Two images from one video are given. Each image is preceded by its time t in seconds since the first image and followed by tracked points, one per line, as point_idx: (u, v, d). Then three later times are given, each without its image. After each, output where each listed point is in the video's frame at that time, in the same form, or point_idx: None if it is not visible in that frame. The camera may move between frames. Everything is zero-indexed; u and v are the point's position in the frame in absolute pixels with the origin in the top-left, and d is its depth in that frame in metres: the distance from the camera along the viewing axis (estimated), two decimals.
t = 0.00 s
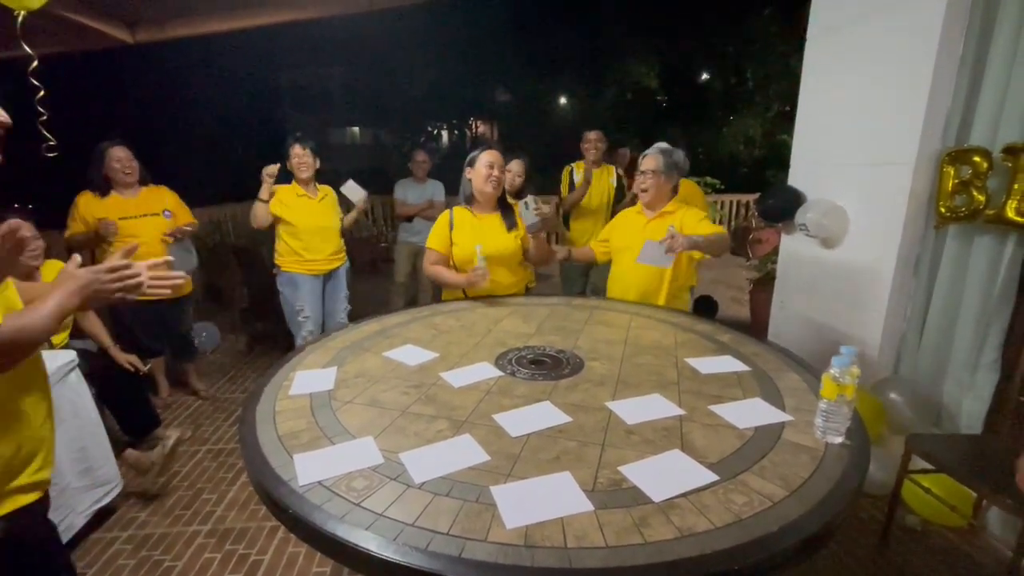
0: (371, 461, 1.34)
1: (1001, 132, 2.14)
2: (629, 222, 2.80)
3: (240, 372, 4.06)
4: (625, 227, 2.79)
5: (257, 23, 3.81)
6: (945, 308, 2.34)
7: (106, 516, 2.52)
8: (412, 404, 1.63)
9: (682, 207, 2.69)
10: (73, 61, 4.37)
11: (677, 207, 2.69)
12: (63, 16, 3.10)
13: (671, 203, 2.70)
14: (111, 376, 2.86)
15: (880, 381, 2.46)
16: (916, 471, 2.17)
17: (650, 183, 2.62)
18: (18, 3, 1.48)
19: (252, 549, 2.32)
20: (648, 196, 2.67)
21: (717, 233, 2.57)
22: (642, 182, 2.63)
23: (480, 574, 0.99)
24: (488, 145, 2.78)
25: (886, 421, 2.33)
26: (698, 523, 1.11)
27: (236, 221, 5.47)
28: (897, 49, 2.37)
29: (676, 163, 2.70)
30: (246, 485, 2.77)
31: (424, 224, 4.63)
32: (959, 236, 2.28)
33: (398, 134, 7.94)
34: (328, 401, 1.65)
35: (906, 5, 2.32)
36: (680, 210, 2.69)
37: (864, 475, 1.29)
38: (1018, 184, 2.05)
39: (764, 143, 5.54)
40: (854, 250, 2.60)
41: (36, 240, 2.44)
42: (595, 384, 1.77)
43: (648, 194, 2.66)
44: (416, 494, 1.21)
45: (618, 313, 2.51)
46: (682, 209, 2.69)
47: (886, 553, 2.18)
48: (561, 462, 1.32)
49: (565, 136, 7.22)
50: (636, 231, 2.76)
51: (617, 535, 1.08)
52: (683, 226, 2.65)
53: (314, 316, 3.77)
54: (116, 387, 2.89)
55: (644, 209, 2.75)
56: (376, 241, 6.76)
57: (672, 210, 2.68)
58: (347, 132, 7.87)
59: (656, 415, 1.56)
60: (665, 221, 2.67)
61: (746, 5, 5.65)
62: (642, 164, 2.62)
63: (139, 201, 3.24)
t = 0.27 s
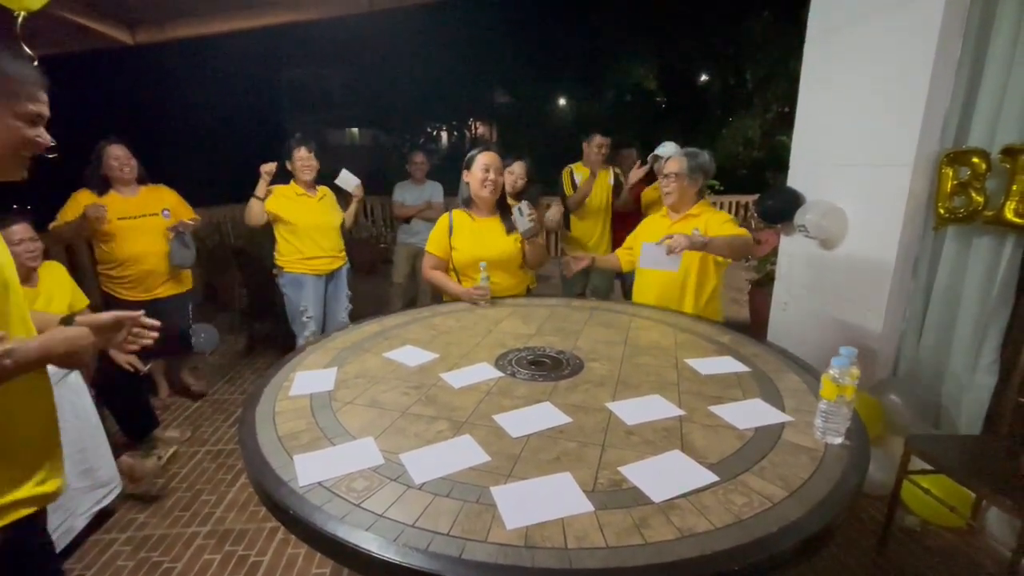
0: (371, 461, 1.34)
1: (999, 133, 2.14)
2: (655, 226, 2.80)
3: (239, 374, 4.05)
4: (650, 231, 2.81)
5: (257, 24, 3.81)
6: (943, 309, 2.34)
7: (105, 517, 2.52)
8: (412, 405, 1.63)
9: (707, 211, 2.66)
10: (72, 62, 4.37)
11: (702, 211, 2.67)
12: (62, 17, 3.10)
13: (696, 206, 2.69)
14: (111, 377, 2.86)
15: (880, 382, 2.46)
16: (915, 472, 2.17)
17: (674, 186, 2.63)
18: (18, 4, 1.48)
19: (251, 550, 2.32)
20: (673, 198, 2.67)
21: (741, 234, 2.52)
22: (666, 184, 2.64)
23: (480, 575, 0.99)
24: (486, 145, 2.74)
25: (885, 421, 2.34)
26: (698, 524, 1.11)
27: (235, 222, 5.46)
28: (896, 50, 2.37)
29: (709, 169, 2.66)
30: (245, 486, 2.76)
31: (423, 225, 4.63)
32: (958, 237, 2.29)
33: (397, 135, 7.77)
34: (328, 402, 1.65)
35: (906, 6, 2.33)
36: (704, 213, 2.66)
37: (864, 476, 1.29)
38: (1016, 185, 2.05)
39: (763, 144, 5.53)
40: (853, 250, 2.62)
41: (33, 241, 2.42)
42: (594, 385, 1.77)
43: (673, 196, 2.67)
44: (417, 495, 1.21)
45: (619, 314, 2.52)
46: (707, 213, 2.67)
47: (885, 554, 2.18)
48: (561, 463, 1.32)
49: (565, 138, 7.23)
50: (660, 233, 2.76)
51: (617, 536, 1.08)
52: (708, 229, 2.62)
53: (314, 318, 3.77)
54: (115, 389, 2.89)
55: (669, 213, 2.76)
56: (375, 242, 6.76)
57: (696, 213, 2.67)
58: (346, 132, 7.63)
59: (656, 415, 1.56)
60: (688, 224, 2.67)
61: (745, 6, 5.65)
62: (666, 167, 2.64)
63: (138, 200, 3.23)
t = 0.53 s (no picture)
0: (371, 460, 1.34)
1: (997, 134, 2.15)
2: (671, 226, 2.81)
3: (239, 373, 4.05)
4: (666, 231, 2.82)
5: (256, 24, 3.81)
6: (941, 308, 2.35)
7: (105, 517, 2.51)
8: (412, 404, 1.63)
9: (720, 212, 2.62)
10: (71, 62, 4.37)
11: (713, 212, 2.65)
12: (61, 17, 3.10)
13: (709, 207, 2.67)
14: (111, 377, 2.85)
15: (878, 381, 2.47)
16: (914, 471, 2.17)
17: (688, 184, 2.63)
18: (17, 4, 1.47)
19: (250, 549, 2.32)
20: (687, 197, 2.67)
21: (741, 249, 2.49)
22: (681, 183, 2.64)
23: (480, 573, 0.99)
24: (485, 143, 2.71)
25: (883, 420, 2.35)
26: (698, 522, 1.12)
27: (235, 222, 5.46)
28: (895, 50, 2.38)
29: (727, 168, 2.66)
30: (245, 485, 2.76)
31: (416, 225, 4.65)
32: (955, 237, 2.30)
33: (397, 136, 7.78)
34: (328, 401, 1.65)
35: (904, 6, 2.33)
36: (716, 214, 2.63)
37: (863, 474, 1.30)
38: (1013, 185, 2.06)
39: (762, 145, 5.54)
40: (851, 251, 2.61)
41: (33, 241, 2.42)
42: (594, 383, 1.77)
43: (687, 196, 2.67)
44: (416, 493, 1.21)
45: (618, 314, 2.52)
46: (717, 214, 2.64)
47: (885, 553, 2.19)
48: (561, 461, 1.33)
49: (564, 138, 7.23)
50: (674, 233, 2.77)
51: (616, 534, 1.08)
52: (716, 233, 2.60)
53: (316, 318, 3.77)
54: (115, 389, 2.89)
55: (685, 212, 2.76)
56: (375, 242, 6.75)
57: (706, 214, 2.65)
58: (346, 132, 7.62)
59: (655, 414, 1.57)
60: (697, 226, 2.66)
61: (745, 6, 5.65)
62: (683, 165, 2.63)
63: (140, 202, 3.23)
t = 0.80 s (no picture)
0: (370, 460, 1.34)
1: (994, 134, 2.16)
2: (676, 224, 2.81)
3: (237, 374, 4.06)
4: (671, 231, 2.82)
5: (255, 24, 3.82)
6: (939, 309, 2.36)
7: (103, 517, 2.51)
8: (411, 403, 1.64)
9: (719, 215, 2.59)
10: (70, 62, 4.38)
11: (712, 215, 2.61)
12: (61, 18, 3.11)
13: (710, 208, 2.65)
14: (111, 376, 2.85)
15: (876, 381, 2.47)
16: (911, 471, 2.18)
17: (690, 186, 2.63)
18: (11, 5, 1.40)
19: (249, 550, 2.32)
20: (690, 198, 2.67)
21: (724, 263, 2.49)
22: (683, 185, 2.65)
23: (480, 572, 1.00)
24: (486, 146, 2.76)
25: (880, 420, 2.36)
26: (695, 520, 1.12)
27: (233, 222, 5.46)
28: (893, 50, 2.39)
29: (730, 164, 2.66)
30: (243, 486, 2.77)
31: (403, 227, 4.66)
32: (952, 237, 2.30)
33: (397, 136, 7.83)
34: (327, 401, 1.65)
35: (902, 7, 2.35)
36: (715, 217, 2.60)
37: (860, 472, 1.30)
38: (1010, 186, 2.05)
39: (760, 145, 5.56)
40: (849, 251, 2.62)
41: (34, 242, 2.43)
42: (592, 383, 1.78)
43: (689, 197, 2.67)
44: (415, 492, 1.22)
45: (617, 314, 2.52)
46: (716, 218, 2.60)
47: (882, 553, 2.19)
48: (559, 460, 1.33)
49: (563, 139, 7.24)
50: (677, 231, 2.77)
51: (614, 532, 1.08)
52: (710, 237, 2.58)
53: (311, 319, 3.79)
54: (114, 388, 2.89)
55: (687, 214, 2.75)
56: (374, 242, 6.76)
57: (705, 218, 2.63)
58: (344, 133, 7.66)
59: (653, 413, 1.57)
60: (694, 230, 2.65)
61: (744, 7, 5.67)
62: (685, 166, 2.63)
63: (140, 207, 3.22)
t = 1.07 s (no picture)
0: (371, 459, 1.35)
1: (993, 134, 2.16)
2: (672, 223, 2.82)
3: (238, 374, 4.06)
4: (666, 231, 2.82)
5: (256, 25, 3.82)
6: (939, 309, 2.36)
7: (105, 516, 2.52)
8: (411, 403, 1.64)
9: (710, 215, 2.60)
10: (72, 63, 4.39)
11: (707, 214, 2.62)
12: (62, 19, 3.12)
13: (703, 208, 2.66)
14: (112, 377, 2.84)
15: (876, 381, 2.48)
16: (911, 471, 2.18)
17: (682, 186, 2.66)
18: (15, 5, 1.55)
19: (250, 550, 2.33)
20: (682, 197, 2.69)
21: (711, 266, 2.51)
22: (676, 185, 2.67)
23: (480, 570, 1.00)
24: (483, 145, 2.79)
25: (880, 421, 2.36)
26: (695, 519, 1.13)
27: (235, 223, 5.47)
28: (893, 50, 2.39)
29: (721, 164, 2.66)
30: (244, 486, 2.77)
31: (390, 228, 4.66)
32: (952, 237, 2.30)
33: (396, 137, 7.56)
34: (328, 400, 1.66)
35: (902, 7, 2.35)
36: (706, 217, 2.61)
37: (859, 471, 1.31)
38: (1009, 186, 2.05)
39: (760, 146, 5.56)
40: (849, 251, 2.63)
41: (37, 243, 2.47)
42: (593, 383, 1.78)
43: (682, 196, 2.69)
44: (415, 491, 1.22)
45: (617, 314, 2.53)
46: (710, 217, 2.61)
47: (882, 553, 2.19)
48: (560, 460, 1.33)
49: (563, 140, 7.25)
50: (672, 229, 2.79)
51: (614, 531, 1.09)
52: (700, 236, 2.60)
53: (305, 319, 3.79)
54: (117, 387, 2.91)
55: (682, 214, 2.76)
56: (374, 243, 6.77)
57: (698, 217, 2.63)
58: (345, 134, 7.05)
59: (653, 413, 1.58)
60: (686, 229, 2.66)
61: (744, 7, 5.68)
62: (678, 167, 2.66)
63: (144, 205, 3.24)
